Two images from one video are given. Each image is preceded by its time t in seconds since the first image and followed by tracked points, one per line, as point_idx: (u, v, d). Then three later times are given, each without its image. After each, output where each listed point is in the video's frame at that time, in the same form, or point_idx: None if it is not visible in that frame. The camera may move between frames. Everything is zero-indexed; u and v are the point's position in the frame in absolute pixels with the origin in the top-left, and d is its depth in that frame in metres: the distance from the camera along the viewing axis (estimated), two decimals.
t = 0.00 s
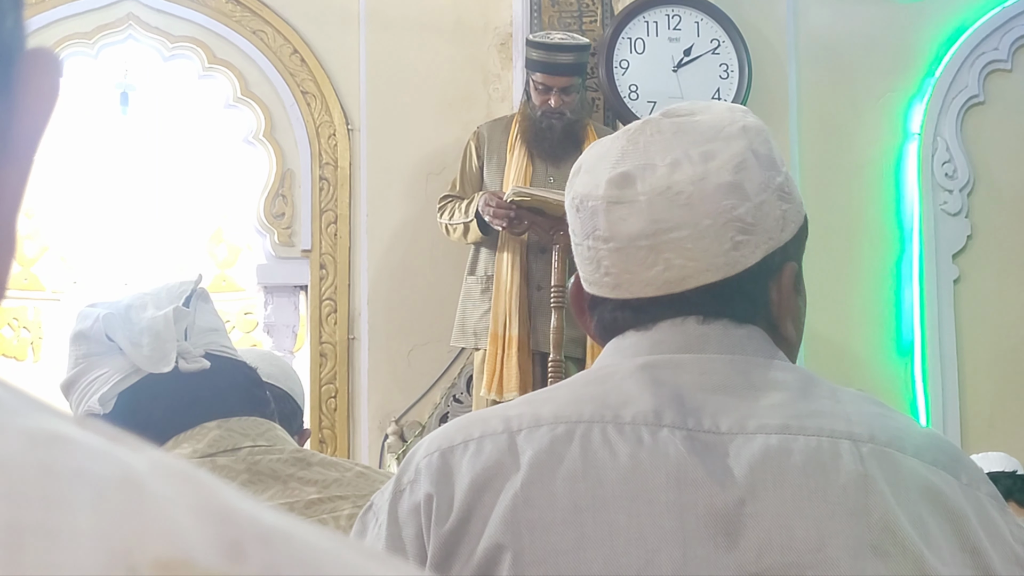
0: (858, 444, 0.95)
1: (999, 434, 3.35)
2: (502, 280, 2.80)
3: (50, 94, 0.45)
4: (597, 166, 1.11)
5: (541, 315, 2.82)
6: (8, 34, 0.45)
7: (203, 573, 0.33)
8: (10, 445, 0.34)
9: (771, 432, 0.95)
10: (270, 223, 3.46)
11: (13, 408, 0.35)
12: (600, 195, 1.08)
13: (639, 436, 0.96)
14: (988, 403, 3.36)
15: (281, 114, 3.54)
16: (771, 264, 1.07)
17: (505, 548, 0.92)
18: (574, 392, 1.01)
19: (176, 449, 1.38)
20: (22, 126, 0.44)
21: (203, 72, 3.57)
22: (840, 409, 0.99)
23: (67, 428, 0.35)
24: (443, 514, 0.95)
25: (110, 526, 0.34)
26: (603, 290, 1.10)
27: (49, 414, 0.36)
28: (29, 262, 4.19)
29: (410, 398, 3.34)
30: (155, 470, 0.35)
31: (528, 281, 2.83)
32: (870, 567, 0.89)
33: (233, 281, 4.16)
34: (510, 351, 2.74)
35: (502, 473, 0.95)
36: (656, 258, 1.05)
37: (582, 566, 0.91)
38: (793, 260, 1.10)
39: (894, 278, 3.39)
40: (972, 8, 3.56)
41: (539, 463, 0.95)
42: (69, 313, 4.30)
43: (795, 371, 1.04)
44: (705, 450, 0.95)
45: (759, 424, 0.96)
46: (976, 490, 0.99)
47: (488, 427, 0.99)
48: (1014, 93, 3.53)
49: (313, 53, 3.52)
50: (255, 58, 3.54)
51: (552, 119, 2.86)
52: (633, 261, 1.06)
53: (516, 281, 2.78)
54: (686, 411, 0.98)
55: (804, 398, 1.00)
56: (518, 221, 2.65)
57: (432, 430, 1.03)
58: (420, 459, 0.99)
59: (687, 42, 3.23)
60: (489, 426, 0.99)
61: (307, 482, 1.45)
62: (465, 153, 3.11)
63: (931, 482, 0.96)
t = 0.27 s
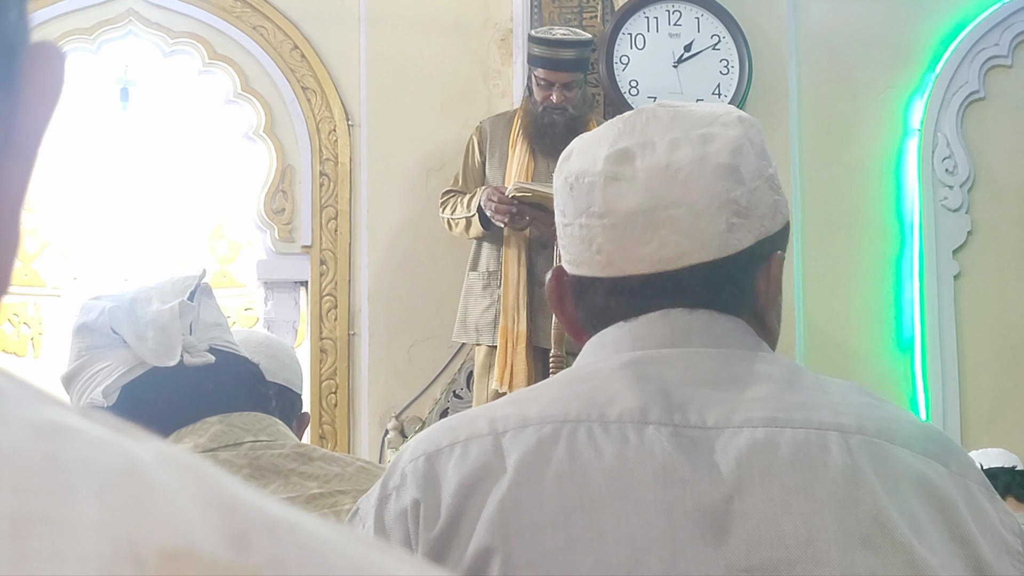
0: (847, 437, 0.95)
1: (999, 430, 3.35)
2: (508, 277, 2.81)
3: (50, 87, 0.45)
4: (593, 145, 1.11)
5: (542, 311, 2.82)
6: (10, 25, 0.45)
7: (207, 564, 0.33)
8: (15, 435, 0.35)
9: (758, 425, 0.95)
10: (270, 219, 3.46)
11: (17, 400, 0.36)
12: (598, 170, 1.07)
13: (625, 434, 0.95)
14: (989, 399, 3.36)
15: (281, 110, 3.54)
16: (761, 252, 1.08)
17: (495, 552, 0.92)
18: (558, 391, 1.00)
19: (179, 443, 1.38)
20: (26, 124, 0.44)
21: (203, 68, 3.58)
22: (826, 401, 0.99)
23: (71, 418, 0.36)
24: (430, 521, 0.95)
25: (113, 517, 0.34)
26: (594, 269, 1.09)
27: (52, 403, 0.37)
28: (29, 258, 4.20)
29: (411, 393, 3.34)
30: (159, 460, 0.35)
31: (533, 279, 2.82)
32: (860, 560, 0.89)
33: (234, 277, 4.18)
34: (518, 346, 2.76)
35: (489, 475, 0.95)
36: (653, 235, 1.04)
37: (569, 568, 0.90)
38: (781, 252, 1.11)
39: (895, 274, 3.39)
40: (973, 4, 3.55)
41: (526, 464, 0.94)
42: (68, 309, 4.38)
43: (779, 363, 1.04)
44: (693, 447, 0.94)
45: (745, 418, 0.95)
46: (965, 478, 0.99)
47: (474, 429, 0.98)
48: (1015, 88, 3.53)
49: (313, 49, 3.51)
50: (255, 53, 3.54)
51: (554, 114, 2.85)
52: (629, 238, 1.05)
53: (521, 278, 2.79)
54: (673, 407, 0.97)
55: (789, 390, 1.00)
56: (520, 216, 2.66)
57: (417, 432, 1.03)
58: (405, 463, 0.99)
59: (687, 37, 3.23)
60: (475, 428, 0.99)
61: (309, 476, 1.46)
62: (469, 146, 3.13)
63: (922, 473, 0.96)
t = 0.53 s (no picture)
0: (817, 427, 0.95)
1: (999, 425, 3.36)
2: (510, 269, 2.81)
3: (50, 76, 0.45)
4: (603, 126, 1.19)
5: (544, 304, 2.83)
6: (11, 17, 0.45)
7: (209, 553, 0.33)
8: (17, 424, 0.35)
9: (728, 419, 0.94)
10: (271, 215, 3.47)
11: (20, 389, 0.36)
12: (618, 127, 1.14)
13: (594, 435, 0.93)
14: (990, 394, 3.37)
15: (281, 106, 3.55)
16: (738, 250, 1.12)
17: (468, 562, 0.89)
18: (525, 392, 0.98)
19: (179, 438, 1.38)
20: (28, 114, 0.44)
21: (203, 64, 3.57)
22: (796, 391, 0.99)
23: (72, 408, 0.36)
24: (404, 527, 0.92)
25: (113, 505, 0.33)
26: (591, 220, 1.09)
27: (53, 393, 0.37)
28: (30, 254, 4.24)
29: (411, 389, 3.33)
30: (162, 450, 0.35)
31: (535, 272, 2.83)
32: (836, 553, 0.89)
33: (234, 273, 4.19)
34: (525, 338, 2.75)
35: (459, 482, 0.92)
36: (665, 189, 1.09)
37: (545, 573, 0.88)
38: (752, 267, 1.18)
39: (895, 269, 3.39)
40: None
41: (496, 470, 0.91)
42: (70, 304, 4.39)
43: (742, 354, 1.03)
44: (662, 442, 0.93)
45: (714, 412, 0.95)
46: (936, 461, 1.01)
47: (440, 435, 0.96)
48: (1015, 84, 3.53)
49: (314, 45, 3.52)
50: (256, 49, 3.55)
51: (555, 110, 2.84)
52: (641, 188, 1.10)
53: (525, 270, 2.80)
54: (639, 405, 0.95)
55: (755, 382, 0.99)
56: (520, 211, 2.66)
57: (382, 440, 1.00)
58: (371, 472, 0.96)
59: (688, 33, 3.23)
60: (442, 433, 0.96)
61: (308, 471, 1.48)
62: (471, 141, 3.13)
63: (893, 460, 0.96)
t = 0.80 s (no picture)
0: (796, 421, 0.96)
1: (999, 423, 3.36)
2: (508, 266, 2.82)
3: (48, 70, 0.45)
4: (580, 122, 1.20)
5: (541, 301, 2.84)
6: (11, 12, 0.46)
7: (212, 549, 0.33)
8: (18, 419, 0.34)
9: (706, 416, 0.94)
10: (270, 213, 3.47)
11: (22, 385, 0.36)
12: (597, 121, 1.16)
13: (574, 436, 0.92)
14: (989, 392, 3.37)
15: (281, 105, 3.55)
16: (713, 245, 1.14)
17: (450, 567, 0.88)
18: (501, 395, 0.98)
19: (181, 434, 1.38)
20: (28, 108, 0.44)
21: (202, 62, 3.57)
22: (773, 385, 1.00)
23: (72, 403, 0.35)
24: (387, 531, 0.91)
25: (114, 500, 0.33)
26: (569, 212, 1.09)
27: (54, 388, 0.36)
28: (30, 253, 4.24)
29: (410, 388, 3.33)
30: (163, 445, 0.35)
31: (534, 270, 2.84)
32: (818, 549, 0.89)
33: (233, 271, 4.20)
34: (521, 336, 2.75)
35: (440, 487, 0.92)
36: (645, 183, 1.11)
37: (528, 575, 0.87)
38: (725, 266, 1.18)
39: (895, 267, 3.40)
40: None
41: (476, 474, 0.91)
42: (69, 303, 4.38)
43: (717, 349, 1.04)
44: (641, 441, 0.92)
45: (693, 410, 0.95)
46: (914, 452, 1.03)
47: (418, 439, 0.95)
48: (1014, 83, 3.54)
49: (313, 44, 3.52)
50: (256, 48, 3.54)
51: (554, 108, 2.83)
52: (623, 180, 1.11)
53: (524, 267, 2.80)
54: (618, 404, 0.95)
55: (732, 377, 1.00)
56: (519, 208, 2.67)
57: (358, 446, 0.99)
58: (350, 479, 0.96)
59: (687, 31, 3.23)
60: (419, 437, 0.95)
61: (307, 470, 1.48)
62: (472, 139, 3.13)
63: (873, 453, 0.97)
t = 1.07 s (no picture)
0: (792, 421, 0.96)
1: (1001, 423, 3.36)
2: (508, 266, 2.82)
3: (54, 75, 0.46)
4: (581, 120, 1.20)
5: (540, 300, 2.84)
6: (14, 15, 0.46)
7: (217, 552, 0.33)
8: (23, 423, 0.34)
9: (703, 418, 0.94)
10: (271, 214, 3.47)
11: (28, 389, 0.36)
12: (596, 122, 1.15)
13: (571, 439, 0.93)
14: (990, 392, 3.37)
15: (281, 105, 3.54)
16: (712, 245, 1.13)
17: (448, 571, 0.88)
18: (497, 397, 0.98)
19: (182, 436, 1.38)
20: (31, 112, 0.44)
21: (203, 63, 3.57)
22: (770, 385, 1.00)
23: (77, 406, 0.35)
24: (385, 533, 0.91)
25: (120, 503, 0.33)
26: (567, 211, 1.10)
27: (60, 391, 0.36)
28: (31, 254, 4.26)
29: (411, 388, 3.34)
30: (167, 447, 0.34)
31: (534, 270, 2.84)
32: (816, 550, 0.89)
33: (234, 272, 4.20)
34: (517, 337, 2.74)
35: (437, 492, 0.92)
36: (642, 183, 1.11)
37: None
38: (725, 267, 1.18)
39: (895, 268, 3.40)
40: None
41: (473, 479, 0.91)
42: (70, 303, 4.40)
43: (713, 349, 1.04)
44: (640, 444, 0.92)
45: (690, 411, 0.95)
46: (912, 452, 1.03)
47: (414, 443, 0.94)
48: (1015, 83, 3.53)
49: (314, 44, 3.51)
50: (256, 49, 3.54)
51: (556, 107, 2.80)
52: (619, 180, 1.11)
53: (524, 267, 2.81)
54: (615, 405, 0.95)
55: (728, 377, 1.00)
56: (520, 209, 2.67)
57: (354, 450, 0.99)
58: (347, 483, 0.96)
59: (688, 31, 3.23)
60: (415, 441, 0.95)
61: (308, 471, 1.48)
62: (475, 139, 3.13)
63: (869, 452, 0.97)
